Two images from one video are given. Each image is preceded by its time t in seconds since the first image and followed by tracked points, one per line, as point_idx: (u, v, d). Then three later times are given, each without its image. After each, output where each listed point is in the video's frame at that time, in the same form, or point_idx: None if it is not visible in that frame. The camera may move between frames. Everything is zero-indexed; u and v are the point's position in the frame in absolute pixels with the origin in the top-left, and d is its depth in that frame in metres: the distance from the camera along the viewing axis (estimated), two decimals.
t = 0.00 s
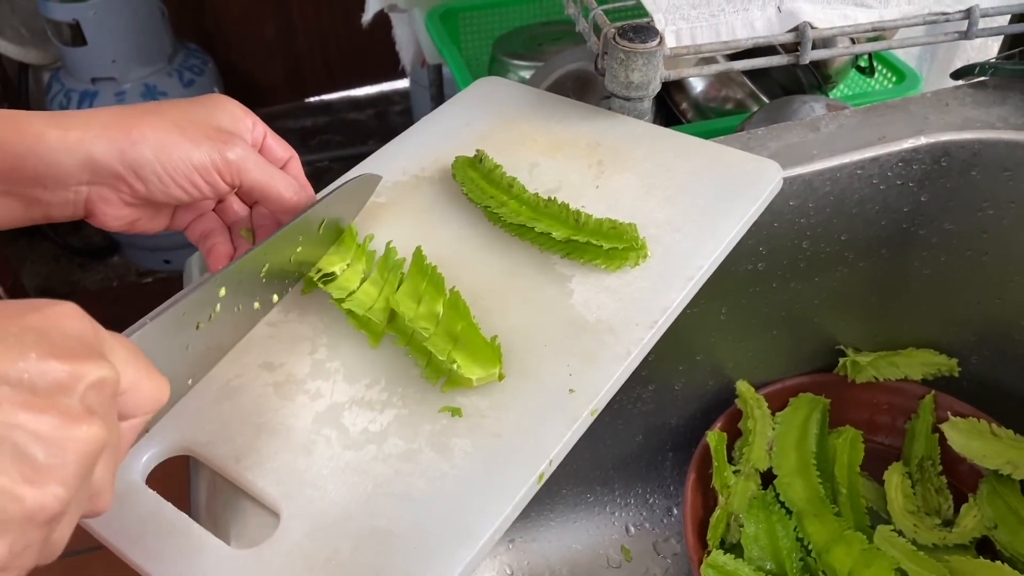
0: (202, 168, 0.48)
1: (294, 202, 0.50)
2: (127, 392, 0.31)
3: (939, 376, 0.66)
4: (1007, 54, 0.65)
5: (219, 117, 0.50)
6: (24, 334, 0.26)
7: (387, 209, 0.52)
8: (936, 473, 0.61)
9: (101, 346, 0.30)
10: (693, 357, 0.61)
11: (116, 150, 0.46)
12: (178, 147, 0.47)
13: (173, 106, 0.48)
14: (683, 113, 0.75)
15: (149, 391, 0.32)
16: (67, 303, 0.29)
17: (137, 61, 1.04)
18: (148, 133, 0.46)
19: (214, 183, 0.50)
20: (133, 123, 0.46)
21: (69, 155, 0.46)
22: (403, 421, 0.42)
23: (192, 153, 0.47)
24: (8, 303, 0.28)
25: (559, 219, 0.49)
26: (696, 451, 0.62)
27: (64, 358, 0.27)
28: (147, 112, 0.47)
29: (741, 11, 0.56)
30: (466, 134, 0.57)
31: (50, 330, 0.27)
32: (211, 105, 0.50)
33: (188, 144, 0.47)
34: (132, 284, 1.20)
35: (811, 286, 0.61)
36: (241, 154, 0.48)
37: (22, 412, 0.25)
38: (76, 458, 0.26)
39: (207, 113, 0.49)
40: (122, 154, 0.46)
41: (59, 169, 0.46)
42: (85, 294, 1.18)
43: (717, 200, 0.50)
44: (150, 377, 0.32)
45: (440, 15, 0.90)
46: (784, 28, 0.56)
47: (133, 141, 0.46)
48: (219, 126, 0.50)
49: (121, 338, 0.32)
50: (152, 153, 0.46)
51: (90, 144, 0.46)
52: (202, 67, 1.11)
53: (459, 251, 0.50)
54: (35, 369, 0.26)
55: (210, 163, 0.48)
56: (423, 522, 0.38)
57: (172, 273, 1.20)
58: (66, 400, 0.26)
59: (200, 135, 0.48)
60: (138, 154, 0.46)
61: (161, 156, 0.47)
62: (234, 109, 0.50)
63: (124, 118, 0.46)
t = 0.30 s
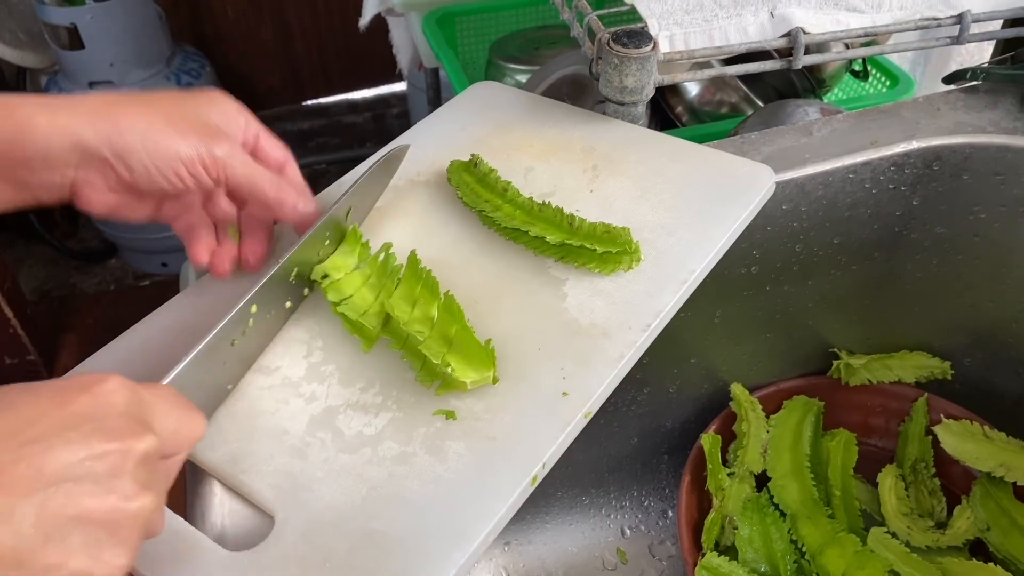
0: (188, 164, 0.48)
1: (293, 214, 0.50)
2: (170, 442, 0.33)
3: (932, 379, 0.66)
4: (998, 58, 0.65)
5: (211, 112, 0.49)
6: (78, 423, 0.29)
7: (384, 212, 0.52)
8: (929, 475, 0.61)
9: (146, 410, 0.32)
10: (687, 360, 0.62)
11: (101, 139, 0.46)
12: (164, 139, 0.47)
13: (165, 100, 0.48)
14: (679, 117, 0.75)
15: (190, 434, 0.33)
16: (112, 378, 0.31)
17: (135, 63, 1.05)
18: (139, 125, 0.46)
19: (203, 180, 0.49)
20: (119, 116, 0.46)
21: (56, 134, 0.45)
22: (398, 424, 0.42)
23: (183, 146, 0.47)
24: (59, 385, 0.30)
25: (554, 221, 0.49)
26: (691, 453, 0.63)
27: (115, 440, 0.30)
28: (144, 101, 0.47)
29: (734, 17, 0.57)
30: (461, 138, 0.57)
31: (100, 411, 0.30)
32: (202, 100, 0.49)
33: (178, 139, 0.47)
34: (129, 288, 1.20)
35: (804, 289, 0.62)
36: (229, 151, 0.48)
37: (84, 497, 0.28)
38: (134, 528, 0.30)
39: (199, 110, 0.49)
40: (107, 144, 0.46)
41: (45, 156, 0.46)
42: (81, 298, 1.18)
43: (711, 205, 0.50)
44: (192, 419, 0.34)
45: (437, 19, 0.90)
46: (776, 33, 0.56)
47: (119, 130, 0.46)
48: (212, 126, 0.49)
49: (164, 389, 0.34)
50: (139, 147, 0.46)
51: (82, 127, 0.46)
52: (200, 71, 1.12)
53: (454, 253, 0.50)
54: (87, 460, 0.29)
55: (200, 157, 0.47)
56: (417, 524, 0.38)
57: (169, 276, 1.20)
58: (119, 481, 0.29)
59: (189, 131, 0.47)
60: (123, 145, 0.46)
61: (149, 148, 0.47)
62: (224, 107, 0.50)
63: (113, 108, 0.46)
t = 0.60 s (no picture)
0: (260, 74, 0.44)
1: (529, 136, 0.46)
2: (104, 377, 0.35)
3: (930, 381, 0.66)
4: (996, 61, 0.65)
5: (454, 68, 0.44)
6: (24, 333, 0.33)
7: (383, 215, 0.52)
8: (927, 478, 0.61)
9: (86, 334, 0.35)
10: (686, 362, 0.61)
11: (357, 114, 0.43)
12: (417, 147, 0.42)
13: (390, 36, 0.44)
14: (677, 119, 0.75)
15: (125, 370, 0.36)
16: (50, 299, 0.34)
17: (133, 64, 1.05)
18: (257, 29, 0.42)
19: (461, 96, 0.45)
20: (387, 117, 0.42)
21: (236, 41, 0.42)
22: (396, 427, 0.42)
23: (428, 62, 0.44)
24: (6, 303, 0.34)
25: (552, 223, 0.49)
26: (689, 456, 0.63)
27: (57, 350, 0.33)
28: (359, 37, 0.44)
29: (732, 19, 0.57)
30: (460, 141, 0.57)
31: (42, 325, 0.34)
32: (441, 45, 0.45)
33: (269, 59, 0.43)
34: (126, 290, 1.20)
35: (803, 291, 0.61)
36: (468, 70, 0.45)
37: (34, 399, 0.32)
38: (80, 429, 0.33)
39: (392, 58, 0.43)
40: (404, 148, 0.42)
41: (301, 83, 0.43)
42: (78, 301, 1.18)
43: (708, 207, 0.50)
44: (125, 358, 0.36)
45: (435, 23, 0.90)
46: (774, 36, 0.56)
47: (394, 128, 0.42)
48: (467, 80, 0.45)
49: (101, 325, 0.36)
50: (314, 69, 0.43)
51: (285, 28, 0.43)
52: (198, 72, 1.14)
53: (452, 256, 0.50)
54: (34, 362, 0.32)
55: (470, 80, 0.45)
56: (415, 527, 0.38)
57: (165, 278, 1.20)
58: (61, 386, 0.33)
59: (427, 85, 0.44)
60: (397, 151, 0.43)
61: (307, 69, 0.43)
62: (455, 66, 0.44)
63: (323, 36, 0.44)
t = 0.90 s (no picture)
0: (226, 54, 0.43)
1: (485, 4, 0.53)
2: (155, 494, 0.30)
3: (926, 381, 0.66)
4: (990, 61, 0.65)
5: None
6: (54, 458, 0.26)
7: (378, 215, 0.52)
8: (922, 477, 0.61)
9: (137, 454, 0.29)
10: (681, 362, 0.61)
11: (337, 37, 0.43)
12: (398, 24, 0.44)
13: None
14: (673, 120, 0.75)
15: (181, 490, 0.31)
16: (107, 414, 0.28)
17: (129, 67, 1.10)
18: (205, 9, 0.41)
19: None
20: (372, 26, 0.43)
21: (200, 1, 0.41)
22: (391, 428, 0.42)
23: None
24: (54, 412, 0.27)
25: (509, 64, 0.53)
26: (685, 456, 0.63)
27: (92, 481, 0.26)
28: None
29: (727, 20, 0.57)
30: (455, 141, 0.57)
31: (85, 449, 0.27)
32: None
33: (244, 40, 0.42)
34: (123, 292, 1.20)
35: (798, 291, 0.62)
36: None
37: (44, 536, 0.25)
38: None
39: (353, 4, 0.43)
40: (393, 53, 0.44)
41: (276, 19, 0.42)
42: (75, 302, 1.18)
43: (704, 207, 0.50)
44: (185, 473, 0.32)
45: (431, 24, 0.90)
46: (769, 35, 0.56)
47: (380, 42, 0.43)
48: None
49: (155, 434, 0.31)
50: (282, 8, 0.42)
51: None
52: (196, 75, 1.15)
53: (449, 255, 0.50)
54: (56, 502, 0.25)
55: None
56: (410, 528, 0.38)
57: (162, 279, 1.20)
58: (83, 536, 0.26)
59: None
60: (391, 56, 0.44)
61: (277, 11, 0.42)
62: None
63: None
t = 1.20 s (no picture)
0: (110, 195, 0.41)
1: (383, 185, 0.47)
2: None
3: (921, 377, 0.67)
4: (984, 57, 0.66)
5: (252, 165, 0.41)
6: None
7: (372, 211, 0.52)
8: (917, 473, 0.61)
9: None
10: (676, 359, 0.61)
11: (162, 231, 0.39)
12: (238, 245, 0.40)
13: (181, 149, 0.40)
14: (669, 118, 0.75)
15: None
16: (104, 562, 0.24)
17: (123, 67, 1.11)
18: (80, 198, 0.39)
19: (294, 198, 0.44)
20: (203, 239, 0.39)
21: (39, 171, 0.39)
22: (384, 424, 0.42)
23: (229, 174, 0.40)
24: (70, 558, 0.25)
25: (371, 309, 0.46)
26: (681, 452, 0.63)
27: None
28: (138, 153, 0.40)
29: (721, 17, 0.57)
30: (449, 138, 0.57)
31: None
32: (235, 145, 0.41)
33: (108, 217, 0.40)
34: (120, 291, 1.19)
35: (793, 288, 0.62)
36: (281, 175, 0.42)
37: None
38: None
39: (186, 226, 0.39)
40: (219, 261, 0.40)
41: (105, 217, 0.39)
42: (71, 302, 1.17)
43: (698, 202, 0.50)
44: None
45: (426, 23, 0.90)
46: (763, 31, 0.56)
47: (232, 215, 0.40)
48: (283, 173, 0.42)
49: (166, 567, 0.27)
50: (107, 201, 0.39)
51: (70, 154, 0.39)
52: (189, 74, 1.19)
53: (443, 249, 0.50)
54: None
55: (278, 188, 0.42)
56: (403, 523, 0.38)
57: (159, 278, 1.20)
58: None
59: (231, 189, 0.40)
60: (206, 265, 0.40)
61: (102, 186, 0.39)
62: (258, 150, 0.42)
63: (111, 152, 0.40)
